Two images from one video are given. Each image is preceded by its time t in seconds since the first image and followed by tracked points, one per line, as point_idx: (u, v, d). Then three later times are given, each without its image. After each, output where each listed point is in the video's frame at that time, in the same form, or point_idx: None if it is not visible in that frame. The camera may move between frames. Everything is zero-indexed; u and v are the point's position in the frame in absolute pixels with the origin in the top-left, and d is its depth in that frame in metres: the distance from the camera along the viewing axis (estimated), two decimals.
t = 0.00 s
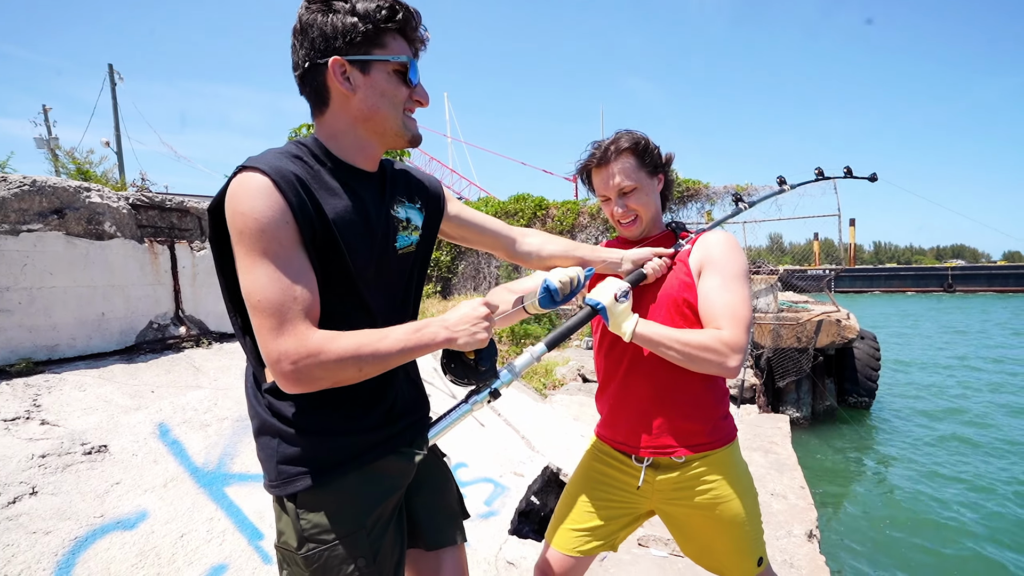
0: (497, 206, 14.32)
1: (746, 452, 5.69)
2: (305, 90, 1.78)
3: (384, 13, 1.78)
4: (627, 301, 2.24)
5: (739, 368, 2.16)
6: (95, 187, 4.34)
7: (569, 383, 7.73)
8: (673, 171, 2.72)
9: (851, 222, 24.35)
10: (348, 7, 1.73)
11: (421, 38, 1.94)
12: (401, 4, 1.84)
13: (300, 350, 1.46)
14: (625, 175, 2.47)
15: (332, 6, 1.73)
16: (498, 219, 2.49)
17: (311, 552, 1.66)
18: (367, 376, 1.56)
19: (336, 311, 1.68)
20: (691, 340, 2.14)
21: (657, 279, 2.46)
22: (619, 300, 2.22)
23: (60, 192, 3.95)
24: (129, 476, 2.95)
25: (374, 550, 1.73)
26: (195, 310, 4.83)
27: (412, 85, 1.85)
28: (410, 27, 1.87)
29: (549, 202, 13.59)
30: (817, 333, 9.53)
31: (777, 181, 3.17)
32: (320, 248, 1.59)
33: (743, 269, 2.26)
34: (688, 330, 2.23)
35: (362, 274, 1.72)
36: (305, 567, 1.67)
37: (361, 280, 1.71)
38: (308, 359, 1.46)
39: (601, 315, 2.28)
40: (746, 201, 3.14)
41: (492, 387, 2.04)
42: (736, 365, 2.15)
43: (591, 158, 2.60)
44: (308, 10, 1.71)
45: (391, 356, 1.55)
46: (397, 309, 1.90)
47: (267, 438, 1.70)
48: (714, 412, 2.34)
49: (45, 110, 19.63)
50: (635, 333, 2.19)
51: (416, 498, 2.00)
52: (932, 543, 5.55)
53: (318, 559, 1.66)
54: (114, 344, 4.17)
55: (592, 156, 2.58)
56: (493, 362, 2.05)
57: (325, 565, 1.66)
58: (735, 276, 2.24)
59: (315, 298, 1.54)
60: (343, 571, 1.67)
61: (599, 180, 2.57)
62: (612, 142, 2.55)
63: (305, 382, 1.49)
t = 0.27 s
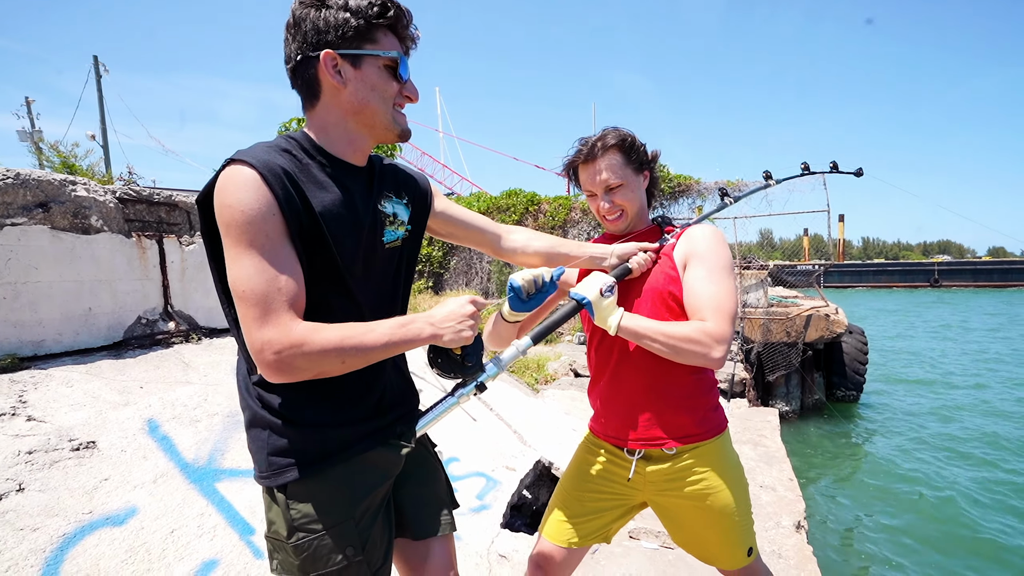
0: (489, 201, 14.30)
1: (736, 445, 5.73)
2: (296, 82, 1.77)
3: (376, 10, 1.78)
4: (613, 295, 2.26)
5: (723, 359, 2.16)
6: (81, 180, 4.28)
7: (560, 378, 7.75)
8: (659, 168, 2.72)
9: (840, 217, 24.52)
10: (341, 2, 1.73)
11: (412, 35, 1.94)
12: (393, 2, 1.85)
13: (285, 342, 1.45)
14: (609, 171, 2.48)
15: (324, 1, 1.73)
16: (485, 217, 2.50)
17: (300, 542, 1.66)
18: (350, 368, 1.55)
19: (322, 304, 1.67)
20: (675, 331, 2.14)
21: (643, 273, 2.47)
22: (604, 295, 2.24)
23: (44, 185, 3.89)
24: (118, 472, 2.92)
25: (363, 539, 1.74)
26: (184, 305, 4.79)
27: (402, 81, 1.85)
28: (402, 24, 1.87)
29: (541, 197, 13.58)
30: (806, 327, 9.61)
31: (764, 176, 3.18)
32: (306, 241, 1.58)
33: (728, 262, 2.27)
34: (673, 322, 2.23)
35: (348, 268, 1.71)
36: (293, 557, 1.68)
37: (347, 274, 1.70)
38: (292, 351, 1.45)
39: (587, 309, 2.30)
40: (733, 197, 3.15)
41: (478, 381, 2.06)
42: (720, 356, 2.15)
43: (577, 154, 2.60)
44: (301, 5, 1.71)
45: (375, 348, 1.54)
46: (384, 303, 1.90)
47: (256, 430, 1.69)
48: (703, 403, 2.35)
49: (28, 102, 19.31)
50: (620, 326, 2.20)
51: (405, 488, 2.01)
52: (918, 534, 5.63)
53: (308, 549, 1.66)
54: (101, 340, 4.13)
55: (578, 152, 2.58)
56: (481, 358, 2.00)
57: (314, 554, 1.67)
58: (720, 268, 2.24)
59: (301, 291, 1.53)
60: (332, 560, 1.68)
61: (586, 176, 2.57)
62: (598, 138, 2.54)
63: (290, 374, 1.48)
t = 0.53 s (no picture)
0: (485, 203, 14.29)
1: (731, 446, 5.75)
2: (293, 95, 1.78)
3: (372, 25, 1.80)
4: (597, 297, 2.26)
5: (709, 358, 2.17)
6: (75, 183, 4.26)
7: (556, 380, 7.75)
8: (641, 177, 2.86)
9: (835, 218, 24.62)
10: (338, 19, 1.75)
11: (406, 50, 1.96)
12: (388, 18, 1.86)
13: (288, 340, 1.45)
14: (619, 160, 2.52)
15: (322, 17, 1.74)
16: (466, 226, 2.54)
17: (281, 546, 1.65)
18: (352, 367, 1.55)
19: (319, 309, 1.68)
20: (661, 331, 2.15)
21: (628, 276, 2.48)
22: (588, 297, 2.25)
23: (38, 188, 3.88)
24: (113, 475, 2.91)
25: (345, 544, 1.73)
26: (180, 307, 4.78)
27: (397, 93, 1.86)
28: (397, 39, 1.89)
29: (537, 199, 13.58)
30: (801, 328, 9.65)
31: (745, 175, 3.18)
32: (306, 244, 1.59)
33: (712, 260, 2.28)
34: (659, 323, 2.24)
35: (344, 274, 1.71)
36: (274, 561, 1.66)
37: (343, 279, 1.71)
38: (297, 348, 1.46)
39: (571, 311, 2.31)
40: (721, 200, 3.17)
41: (464, 383, 2.05)
42: (707, 355, 2.15)
43: (580, 146, 2.59)
44: (299, 20, 1.72)
45: (376, 347, 1.55)
46: (373, 311, 1.90)
47: (239, 435, 1.70)
48: (694, 405, 2.35)
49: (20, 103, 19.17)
50: (605, 328, 2.22)
51: (389, 492, 2.01)
52: (913, 535, 5.65)
53: (288, 554, 1.65)
54: (96, 342, 4.11)
55: (582, 143, 2.58)
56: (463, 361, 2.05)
57: (295, 558, 1.65)
58: (705, 267, 2.26)
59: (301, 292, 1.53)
60: (314, 564, 1.65)
61: (592, 166, 2.56)
62: (601, 132, 2.60)
63: (294, 371, 1.48)
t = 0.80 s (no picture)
0: (482, 206, 14.29)
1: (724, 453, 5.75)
2: (296, 99, 1.77)
3: (377, 36, 1.80)
4: (592, 307, 2.26)
5: (702, 371, 2.16)
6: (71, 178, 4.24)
7: (551, 384, 7.74)
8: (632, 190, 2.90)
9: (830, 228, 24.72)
10: (345, 28, 1.75)
11: (408, 63, 1.96)
12: (392, 29, 1.86)
13: (280, 332, 1.44)
14: (629, 162, 2.56)
15: (328, 25, 1.74)
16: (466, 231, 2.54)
17: (270, 548, 1.64)
18: (337, 364, 1.54)
19: (315, 306, 1.66)
20: (654, 343, 2.15)
21: (624, 285, 2.48)
22: (584, 306, 2.24)
23: (33, 183, 3.85)
24: (102, 475, 2.88)
25: (334, 546, 1.71)
26: (174, 306, 4.75)
27: (398, 102, 1.85)
28: (400, 51, 1.89)
29: (534, 203, 13.59)
30: (795, 337, 9.68)
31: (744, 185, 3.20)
32: (304, 238, 1.58)
33: (708, 272, 2.27)
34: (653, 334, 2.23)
35: (340, 272, 1.71)
36: (262, 564, 1.64)
37: (339, 277, 1.70)
38: (285, 340, 1.44)
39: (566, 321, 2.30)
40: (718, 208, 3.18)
41: (456, 391, 2.03)
42: (700, 368, 2.15)
43: (592, 143, 2.60)
44: (306, 27, 1.72)
45: (365, 347, 1.54)
46: (368, 311, 1.89)
47: (230, 433, 1.68)
48: (688, 412, 2.35)
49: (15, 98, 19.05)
50: (600, 339, 2.23)
51: (380, 496, 1.99)
52: (904, 545, 5.65)
53: (276, 556, 1.63)
54: (88, 340, 4.08)
55: (594, 141, 2.59)
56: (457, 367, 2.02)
57: (283, 561, 1.63)
58: (699, 279, 2.25)
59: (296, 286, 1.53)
60: (302, 567, 1.64)
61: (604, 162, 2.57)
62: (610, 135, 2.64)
63: (279, 364, 1.47)
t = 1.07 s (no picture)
0: (479, 208, 14.29)
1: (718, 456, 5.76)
2: (295, 101, 1.77)
3: (375, 35, 1.80)
4: (592, 312, 2.26)
5: (701, 377, 2.18)
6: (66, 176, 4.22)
7: (546, 386, 7.74)
8: (652, 188, 2.76)
9: (825, 233, 24.83)
10: (342, 28, 1.75)
11: (406, 61, 1.95)
12: (389, 28, 1.86)
13: (276, 333, 1.44)
14: (598, 167, 2.52)
15: (326, 26, 1.74)
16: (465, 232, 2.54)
17: (262, 547, 1.63)
18: (335, 367, 1.53)
19: (312, 306, 1.66)
20: (654, 349, 2.15)
21: (624, 290, 2.48)
22: (584, 312, 2.24)
23: (28, 180, 3.83)
24: (94, 474, 2.86)
25: (328, 547, 1.70)
26: (168, 305, 4.73)
27: (396, 101, 1.85)
28: (398, 50, 1.89)
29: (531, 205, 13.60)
30: (789, 341, 9.71)
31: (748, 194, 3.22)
32: (302, 238, 1.58)
33: (709, 279, 2.27)
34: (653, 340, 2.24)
35: (339, 272, 1.70)
36: (255, 563, 1.64)
37: (339, 277, 1.70)
38: (282, 342, 1.44)
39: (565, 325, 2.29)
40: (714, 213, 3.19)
41: (454, 394, 2.03)
42: (699, 374, 2.17)
43: (575, 152, 2.65)
44: (303, 29, 1.72)
45: (363, 349, 1.53)
46: (366, 311, 1.88)
47: (227, 431, 1.68)
48: (685, 416, 2.35)
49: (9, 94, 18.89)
50: (599, 344, 2.22)
51: (376, 498, 1.99)
52: (896, 549, 5.67)
53: (269, 555, 1.63)
54: (81, 338, 4.06)
55: (577, 149, 2.64)
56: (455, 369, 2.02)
57: (275, 560, 1.63)
58: (700, 285, 2.25)
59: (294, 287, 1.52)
60: (294, 567, 1.63)
61: (580, 171, 2.61)
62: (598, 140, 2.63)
63: (276, 365, 1.46)
